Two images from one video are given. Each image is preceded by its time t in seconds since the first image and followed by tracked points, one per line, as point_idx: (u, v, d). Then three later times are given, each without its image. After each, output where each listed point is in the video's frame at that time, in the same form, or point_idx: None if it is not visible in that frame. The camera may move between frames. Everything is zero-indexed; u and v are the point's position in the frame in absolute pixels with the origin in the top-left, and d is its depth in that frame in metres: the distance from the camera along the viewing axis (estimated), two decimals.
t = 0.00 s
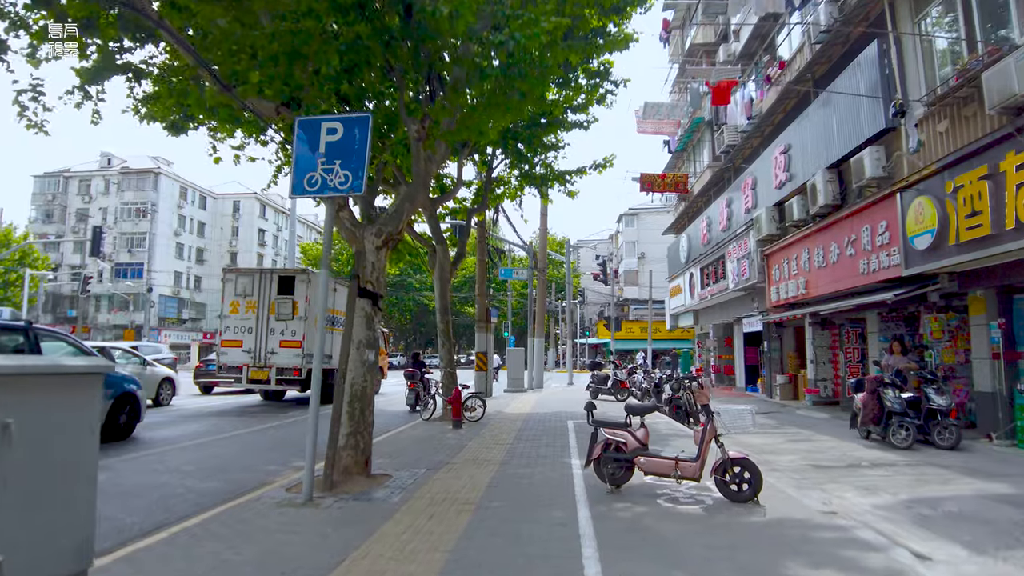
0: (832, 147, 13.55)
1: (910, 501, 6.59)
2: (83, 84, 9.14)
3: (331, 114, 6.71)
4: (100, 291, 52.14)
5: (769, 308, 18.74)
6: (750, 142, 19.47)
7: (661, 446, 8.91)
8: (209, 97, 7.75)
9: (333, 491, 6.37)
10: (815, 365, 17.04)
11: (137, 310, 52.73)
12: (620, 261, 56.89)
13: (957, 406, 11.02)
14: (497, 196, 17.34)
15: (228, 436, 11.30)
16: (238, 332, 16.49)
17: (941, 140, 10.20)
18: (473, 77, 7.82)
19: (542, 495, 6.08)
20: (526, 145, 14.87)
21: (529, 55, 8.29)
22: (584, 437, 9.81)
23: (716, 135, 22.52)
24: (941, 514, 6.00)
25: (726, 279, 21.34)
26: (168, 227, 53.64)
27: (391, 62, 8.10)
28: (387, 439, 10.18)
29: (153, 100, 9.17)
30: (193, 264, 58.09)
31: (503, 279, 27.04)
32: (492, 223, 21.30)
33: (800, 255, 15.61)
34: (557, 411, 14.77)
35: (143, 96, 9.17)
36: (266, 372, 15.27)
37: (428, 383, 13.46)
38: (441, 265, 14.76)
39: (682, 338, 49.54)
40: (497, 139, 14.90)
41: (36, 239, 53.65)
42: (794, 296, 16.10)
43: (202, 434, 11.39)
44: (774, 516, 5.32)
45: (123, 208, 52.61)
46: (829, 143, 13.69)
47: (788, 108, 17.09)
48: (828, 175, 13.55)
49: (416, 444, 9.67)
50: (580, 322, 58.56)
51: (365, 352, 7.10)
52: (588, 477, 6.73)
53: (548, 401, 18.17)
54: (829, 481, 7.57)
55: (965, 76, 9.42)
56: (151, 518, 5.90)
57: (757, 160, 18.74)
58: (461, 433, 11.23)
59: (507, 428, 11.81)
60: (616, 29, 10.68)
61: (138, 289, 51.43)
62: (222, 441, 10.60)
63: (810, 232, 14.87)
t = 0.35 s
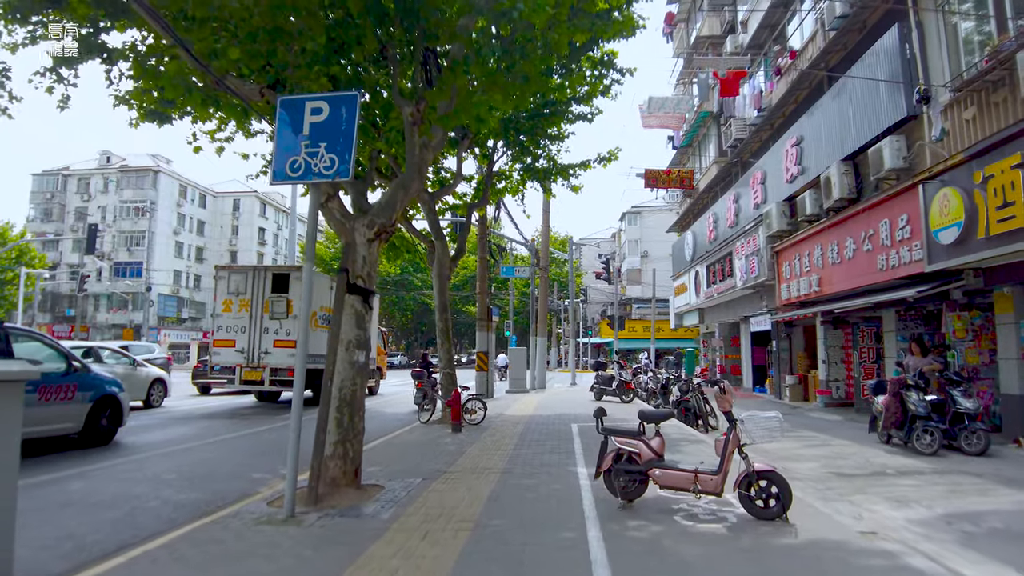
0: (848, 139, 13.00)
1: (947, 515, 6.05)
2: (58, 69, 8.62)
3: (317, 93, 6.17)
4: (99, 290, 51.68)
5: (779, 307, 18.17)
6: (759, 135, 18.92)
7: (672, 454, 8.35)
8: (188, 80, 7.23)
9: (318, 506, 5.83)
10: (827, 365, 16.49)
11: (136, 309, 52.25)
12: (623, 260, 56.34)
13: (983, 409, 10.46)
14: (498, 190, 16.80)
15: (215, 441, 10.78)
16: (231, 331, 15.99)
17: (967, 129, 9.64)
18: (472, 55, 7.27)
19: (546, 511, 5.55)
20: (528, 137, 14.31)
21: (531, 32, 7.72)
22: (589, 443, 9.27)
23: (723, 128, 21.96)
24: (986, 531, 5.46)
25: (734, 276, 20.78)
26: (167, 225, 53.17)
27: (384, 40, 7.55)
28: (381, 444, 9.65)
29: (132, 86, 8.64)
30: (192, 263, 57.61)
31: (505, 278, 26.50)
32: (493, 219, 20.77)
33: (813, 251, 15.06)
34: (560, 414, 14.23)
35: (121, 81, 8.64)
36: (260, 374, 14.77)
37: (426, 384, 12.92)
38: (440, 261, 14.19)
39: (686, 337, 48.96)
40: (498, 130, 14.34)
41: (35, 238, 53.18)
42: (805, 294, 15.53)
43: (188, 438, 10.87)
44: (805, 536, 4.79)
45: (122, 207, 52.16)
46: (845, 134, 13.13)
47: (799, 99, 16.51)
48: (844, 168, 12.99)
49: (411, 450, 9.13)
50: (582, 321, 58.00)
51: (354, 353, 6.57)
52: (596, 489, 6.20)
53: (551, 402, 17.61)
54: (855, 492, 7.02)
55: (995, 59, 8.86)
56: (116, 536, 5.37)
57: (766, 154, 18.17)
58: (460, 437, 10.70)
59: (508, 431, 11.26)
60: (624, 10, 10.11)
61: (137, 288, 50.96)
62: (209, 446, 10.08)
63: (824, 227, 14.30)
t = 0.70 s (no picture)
0: (869, 126, 12.42)
1: (1000, 529, 5.45)
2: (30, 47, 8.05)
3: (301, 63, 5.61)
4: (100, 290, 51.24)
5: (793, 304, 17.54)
6: (771, 126, 18.30)
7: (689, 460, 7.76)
8: (165, 55, 6.67)
9: (300, 519, 5.25)
10: (844, 364, 15.87)
11: (138, 309, 51.82)
12: (628, 259, 55.71)
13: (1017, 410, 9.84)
14: (501, 183, 16.21)
15: (203, 443, 10.23)
16: (225, 329, 15.44)
17: (1001, 111, 9.03)
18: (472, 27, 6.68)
19: (554, 525, 4.97)
20: (532, 127, 13.73)
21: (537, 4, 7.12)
22: (599, 448, 8.67)
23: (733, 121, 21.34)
24: None
25: (745, 273, 20.16)
26: (169, 224, 52.68)
27: (379, 11, 7.00)
28: (376, 449, 9.06)
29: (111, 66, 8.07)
30: (194, 262, 57.16)
31: (509, 275, 25.93)
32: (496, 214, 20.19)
33: (830, 245, 14.44)
34: (566, 414, 13.64)
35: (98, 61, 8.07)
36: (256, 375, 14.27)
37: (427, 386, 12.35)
38: (440, 256, 13.60)
39: (692, 337, 48.29)
40: (501, 120, 13.77)
41: (36, 236, 52.76)
42: (821, 290, 14.90)
43: (176, 441, 10.33)
44: (850, 557, 4.19)
45: (123, 206, 51.72)
46: (866, 122, 12.54)
47: (815, 88, 15.90)
48: (864, 157, 12.39)
49: (408, 454, 8.54)
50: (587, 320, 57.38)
51: (344, 349, 5.99)
52: (610, 501, 5.62)
53: (557, 403, 17.03)
54: (892, 502, 6.42)
55: None
56: (73, 553, 4.80)
57: (779, 147, 17.55)
58: (461, 440, 10.13)
59: (512, 434, 10.68)
60: None
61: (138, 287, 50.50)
62: (196, 449, 9.54)
63: (842, 220, 13.69)
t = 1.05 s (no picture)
0: (886, 115, 11.87)
1: None
2: None
3: (276, 29, 5.05)
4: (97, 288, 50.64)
5: (803, 302, 16.98)
6: (780, 117, 17.72)
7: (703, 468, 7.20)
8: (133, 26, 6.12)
9: (274, 538, 4.69)
10: (856, 364, 15.31)
11: (135, 308, 51.24)
12: (630, 257, 55.11)
13: None
14: (501, 176, 15.64)
15: (187, 447, 9.69)
16: (214, 327, 14.89)
17: None
18: None
19: (559, 546, 4.41)
20: (534, 116, 13.17)
21: None
22: (604, 453, 8.12)
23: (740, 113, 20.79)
24: None
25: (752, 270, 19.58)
26: (167, 222, 52.10)
27: None
28: (367, 454, 8.51)
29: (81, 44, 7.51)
30: (192, 260, 56.59)
31: (510, 273, 25.39)
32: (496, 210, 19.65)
33: (843, 240, 13.88)
34: (568, 416, 13.09)
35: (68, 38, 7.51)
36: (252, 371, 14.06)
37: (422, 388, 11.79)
38: (437, 251, 13.03)
39: (695, 336, 47.75)
40: (502, 109, 13.21)
41: (32, 235, 52.16)
42: (834, 286, 14.33)
43: (158, 445, 9.79)
44: None
45: (121, 204, 51.15)
46: (882, 110, 11.99)
47: (826, 77, 15.35)
48: (881, 147, 11.84)
49: (401, 460, 7.98)
50: (588, 319, 56.80)
51: (326, 348, 5.43)
52: (619, 517, 5.07)
53: (559, 404, 16.47)
54: (927, 515, 5.86)
55: None
56: None
57: (787, 139, 17.00)
58: (458, 444, 9.58)
59: (512, 437, 10.13)
60: None
61: (135, 285, 49.91)
62: (178, 454, 9.01)
63: (857, 214, 13.12)
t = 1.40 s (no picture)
0: (905, 106, 11.34)
1: None
2: None
3: None
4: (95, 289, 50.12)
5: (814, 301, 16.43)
6: (790, 111, 17.19)
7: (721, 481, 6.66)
8: None
9: (244, 566, 4.17)
10: (870, 366, 14.77)
11: (133, 308, 50.73)
12: (633, 257, 54.54)
13: None
14: (502, 172, 15.12)
15: (170, 455, 9.18)
16: (205, 328, 14.39)
17: None
18: None
19: None
20: (536, 108, 12.67)
21: None
22: (611, 464, 7.58)
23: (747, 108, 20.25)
24: None
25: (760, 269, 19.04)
26: (166, 222, 51.61)
27: None
28: (356, 464, 7.98)
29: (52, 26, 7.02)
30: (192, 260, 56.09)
31: (511, 272, 24.87)
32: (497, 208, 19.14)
33: (858, 236, 13.34)
34: (572, 421, 12.57)
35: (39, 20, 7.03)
36: (246, 370, 13.77)
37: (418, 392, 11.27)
38: (435, 249, 12.45)
39: (698, 336, 47.22)
40: (502, 101, 12.72)
41: (31, 234, 51.66)
42: (848, 285, 13.78)
43: (140, 452, 9.30)
44: None
45: (120, 203, 50.65)
46: (901, 101, 11.46)
47: (838, 69, 14.81)
48: (899, 139, 11.31)
49: (394, 471, 7.46)
50: (590, 320, 56.25)
51: (308, 351, 4.91)
52: (633, 541, 4.54)
53: (562, 407, 15.93)
54: (970, 535, 5.33)
55: None
56: None
57: (797, 134, 16.47)
58: (456, 451, 9.06)
59: (514, 444, 9.61)
60: None
61: (134, 285, 49.39)
62: (159, 463, 8.50)
63: (872, 209, 12.60)
